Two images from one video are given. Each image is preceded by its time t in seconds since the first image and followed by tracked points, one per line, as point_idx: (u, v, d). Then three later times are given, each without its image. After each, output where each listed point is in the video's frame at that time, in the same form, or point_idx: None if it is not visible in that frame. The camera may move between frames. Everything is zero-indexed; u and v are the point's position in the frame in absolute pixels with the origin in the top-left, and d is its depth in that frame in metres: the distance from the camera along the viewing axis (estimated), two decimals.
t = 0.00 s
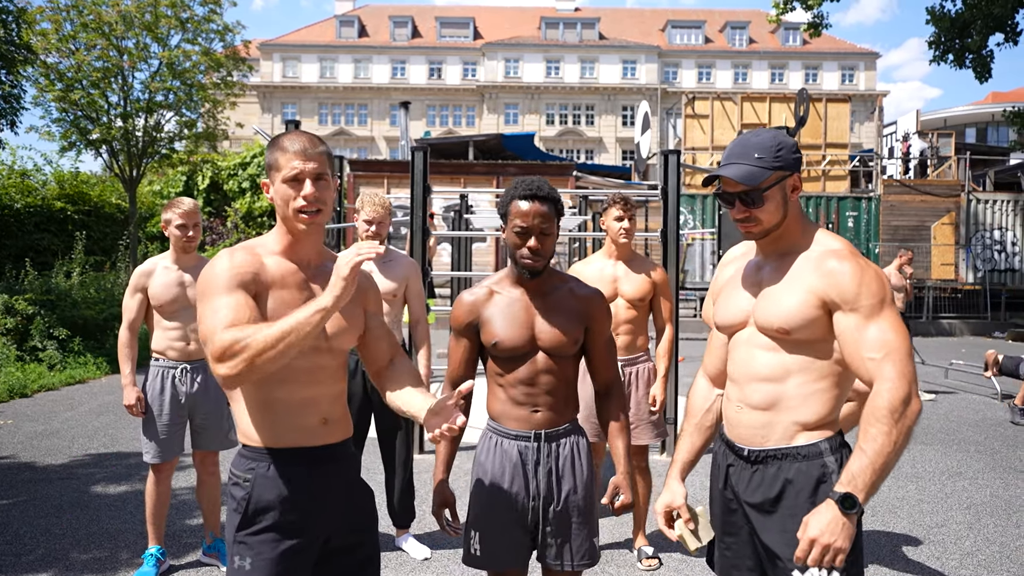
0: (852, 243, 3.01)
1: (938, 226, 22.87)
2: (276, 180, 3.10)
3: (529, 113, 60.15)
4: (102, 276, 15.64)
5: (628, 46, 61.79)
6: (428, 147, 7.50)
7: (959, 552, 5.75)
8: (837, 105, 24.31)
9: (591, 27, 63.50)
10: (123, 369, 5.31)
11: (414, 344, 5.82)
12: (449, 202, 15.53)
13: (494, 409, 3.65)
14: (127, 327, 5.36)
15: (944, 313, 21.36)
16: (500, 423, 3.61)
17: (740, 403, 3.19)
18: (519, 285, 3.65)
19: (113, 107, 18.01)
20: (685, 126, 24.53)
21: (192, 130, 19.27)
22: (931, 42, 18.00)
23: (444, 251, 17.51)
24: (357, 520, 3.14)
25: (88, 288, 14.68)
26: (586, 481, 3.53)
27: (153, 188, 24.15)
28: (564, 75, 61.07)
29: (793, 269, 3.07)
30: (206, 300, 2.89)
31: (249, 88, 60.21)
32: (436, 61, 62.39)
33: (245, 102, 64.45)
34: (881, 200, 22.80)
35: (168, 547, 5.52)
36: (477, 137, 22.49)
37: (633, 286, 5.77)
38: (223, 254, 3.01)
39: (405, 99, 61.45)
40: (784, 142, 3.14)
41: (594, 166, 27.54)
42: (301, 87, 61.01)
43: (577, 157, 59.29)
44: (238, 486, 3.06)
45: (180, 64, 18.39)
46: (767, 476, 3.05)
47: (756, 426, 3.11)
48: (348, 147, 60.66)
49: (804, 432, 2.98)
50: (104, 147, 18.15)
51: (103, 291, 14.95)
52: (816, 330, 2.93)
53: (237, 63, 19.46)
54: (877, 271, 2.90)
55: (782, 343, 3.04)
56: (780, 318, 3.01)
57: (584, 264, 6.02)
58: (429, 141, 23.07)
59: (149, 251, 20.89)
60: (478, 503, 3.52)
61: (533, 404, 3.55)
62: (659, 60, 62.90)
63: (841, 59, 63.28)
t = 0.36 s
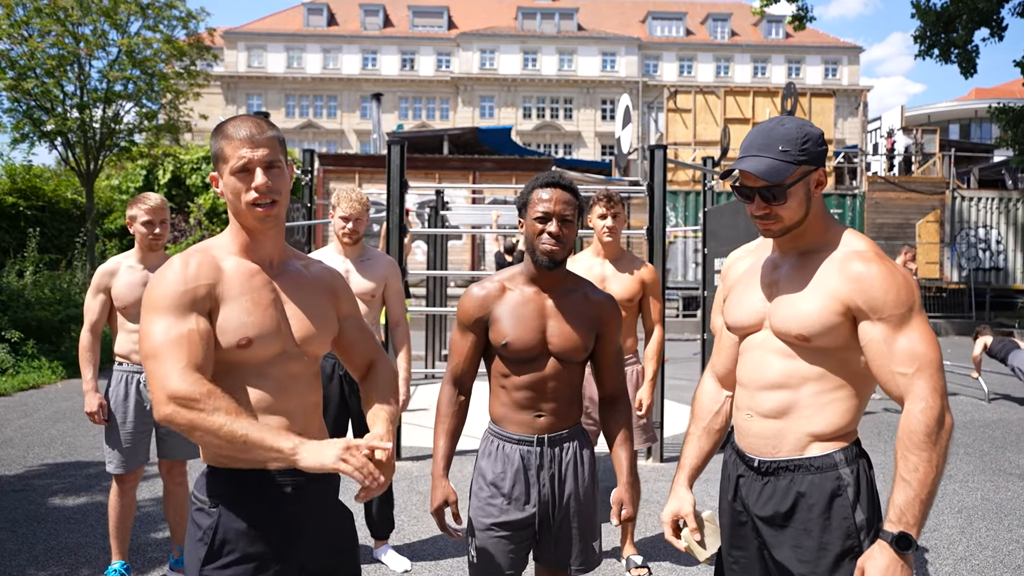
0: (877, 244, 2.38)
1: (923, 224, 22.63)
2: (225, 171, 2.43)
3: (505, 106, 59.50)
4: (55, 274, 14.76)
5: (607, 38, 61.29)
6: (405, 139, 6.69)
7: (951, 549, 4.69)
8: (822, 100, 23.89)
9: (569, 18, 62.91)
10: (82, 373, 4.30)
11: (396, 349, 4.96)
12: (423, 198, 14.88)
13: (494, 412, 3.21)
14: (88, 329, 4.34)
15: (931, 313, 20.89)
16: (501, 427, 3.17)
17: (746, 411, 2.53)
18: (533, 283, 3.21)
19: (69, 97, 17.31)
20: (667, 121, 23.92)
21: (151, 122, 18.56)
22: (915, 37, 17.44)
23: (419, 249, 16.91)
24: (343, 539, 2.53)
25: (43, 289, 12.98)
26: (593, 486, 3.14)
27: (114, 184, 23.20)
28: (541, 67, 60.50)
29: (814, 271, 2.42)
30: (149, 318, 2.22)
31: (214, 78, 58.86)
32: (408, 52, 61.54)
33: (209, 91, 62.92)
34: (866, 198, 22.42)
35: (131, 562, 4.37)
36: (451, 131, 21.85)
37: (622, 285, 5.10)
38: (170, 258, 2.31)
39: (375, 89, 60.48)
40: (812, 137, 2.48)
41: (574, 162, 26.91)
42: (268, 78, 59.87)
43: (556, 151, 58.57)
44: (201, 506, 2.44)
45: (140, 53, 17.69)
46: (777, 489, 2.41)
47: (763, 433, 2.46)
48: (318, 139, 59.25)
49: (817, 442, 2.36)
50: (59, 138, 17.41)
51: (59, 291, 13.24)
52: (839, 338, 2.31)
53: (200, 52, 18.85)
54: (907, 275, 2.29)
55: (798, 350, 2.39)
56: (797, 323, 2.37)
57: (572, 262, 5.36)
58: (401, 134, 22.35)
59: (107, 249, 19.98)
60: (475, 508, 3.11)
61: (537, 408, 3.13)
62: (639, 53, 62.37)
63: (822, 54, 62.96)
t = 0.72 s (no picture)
0: (872, 245, 2.40)
1: (902, 226, 22.69)
2: (198, 168, 2.40)
3: (488, 108, 59.57)
4: (34, 275, 14.58)
5: (590, 39, 61.47)
6: (388, 139, 6.66)
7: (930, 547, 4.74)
8: (803, 103, 24.07)
9: (552, 19, 62.98)
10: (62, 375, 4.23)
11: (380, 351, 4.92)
12: (406, 198, 14.84)
13: (484, 411, 3.20)
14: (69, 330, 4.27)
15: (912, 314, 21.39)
16: (492, 426, 3.17)
17: (740, 411, 2.54)
18: (526, 283, 3.20)
19: (46, 96, 17.11)
20: (649, 122, 24.05)
21: (131, 121, 18.34)
22: (895, 40, 17.61)
23: (403, 250, 16.92)
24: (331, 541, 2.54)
25: (21, 291, 12.78)
26: (579, 488, 3.16)
27: (92, 184, 23.00)
28: (524, 69, 60.56)
29: (809, 274, 2.43)
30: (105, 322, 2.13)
31: (194, 77, 58.45)
32: (391, 52, 61.40)
33: (189, 90, 62.44)
34: (846, 200, 22.63)
35: (112, 565, 4.32)
36: (434, 132, 21.82)
37: (607, 287, 5.11)
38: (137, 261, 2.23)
39: (358, 90, 60.27)
40: (807, 132, 2.51)
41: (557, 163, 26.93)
42: (250, 78, 59.50)
43: (538, 152, 58.62)
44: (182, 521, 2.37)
45: (119, 52, 17.54)
46: (771, 490, 2.41)
47: (756, 434, 2.47)
48: (300, 140, 59.09)
49: (810, 442, 2.37)
50: (36, 137, 17.21)
51: (37, 292, 13.11)
52: (833, 339, 2.32)
53: (181, 50, 18.71)
54: (902, 276, 2.30)
55: (792, 350, 2.41)
56: (791, 324, 2.39)
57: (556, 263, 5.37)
58: (384, 134, 22.30)
59: (85, 250, 19.77)
60: (462, 509, 3.08)
61: (527, 406, 3.13)
62: (622, 55, 62.61)
63: (803, 57, 63.54)
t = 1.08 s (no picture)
0: (848, 244, 2.43)
1: (896, 226, 22.56)
2: (197, 169, 2.38)
3: (484, 108, 59.60)
4: (27, 276, 14.58)
5: (586, 39, 61.54)
6: (381, 140, 6.69)
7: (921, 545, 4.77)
8: (797, 103, 24.12)
9: (547, 19, 63.00)
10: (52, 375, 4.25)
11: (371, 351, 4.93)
12: (401, 198, 14.86)
13: (456, 413, 3.17)
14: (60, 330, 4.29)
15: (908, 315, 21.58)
16: (463, 428, 3.14)
17: (722, 409, 2.56)
18: (493, 281, 3.20)
19: (40, 97, 17.10)
20: (644, 123, 24.10)
21: (126, 121, 18.33)
22: (888, 41, 17.69)
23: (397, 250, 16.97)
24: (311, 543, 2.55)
25: (14, 292, 12.77)
26: (552, 487, 3.15)
27: (87, 185, 23.00)
28: (520, 69, 60.60)
29: (786, 272, 2.46)
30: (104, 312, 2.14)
31: (190, 77, 58.41)
32: (387, 53, 61.40)
33: (184, 91, 62.38)
34: (840, 200, 22.67)
35: (103, 564, 4.33)
36: (429, 132, 21.84)
37: (597, 287, 5.13)
38: (111, 261, 2.25)
39: (353, 90, 60.21)
40: (782, 131, 2.54)
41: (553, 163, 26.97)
42: (245, 78, 59.47)
43: (534, 153, 58.64)
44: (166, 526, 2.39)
45: (114, 52, 17.53)
46: (751, 487, 2.43)
47: (738, 431, 2.49)
48: (296, 140, 59.10)
49: (791, 440, 2.38)
50: (30, 138, 17.19)
51: (31, 292, 13.11)
52: (812, 336, 2.34)
53: (175, 51, 18.73)
54: (879, 274, 2.34)
55: (772, 348, 2.43)
56: (770, 321, 2.41)
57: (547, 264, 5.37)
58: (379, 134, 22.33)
59: (80, 251, 19.76)
60: (439, 513, 3.07)
61: (500, 405, 3.11)
62: (617, 55, 62.67)
63: (798, 57, 63.67)
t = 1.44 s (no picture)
0: (873, 242, 2.43)
1: (946, 224, 22.28)
2: (237, 170, 2.49)
3: (525, 108, 59.73)
4: (82, 277, 15.06)
5: (627, 38, 61.22)
6: (420, 142, 6.77)
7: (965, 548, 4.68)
8: (843, 100, 23.70)
9: (589, 19, 62.82)
10: (104, 371, 4.42)
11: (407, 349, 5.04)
12: (441, 199, 14.99)
13: (461, 412, 3.24)
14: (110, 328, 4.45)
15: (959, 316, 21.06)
16: (468, 427, 3.20)
17: (746, 406, 2.58)
18: (493, 282, 3.29)
19: (94, 103, 17.65)
20: (686, 122, 23.89)
21: (176, 126, 18.82)
22: (938, 34, 17.34)
23: (438, 251, 17.12)
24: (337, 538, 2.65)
25: (70, 292, 13.23)
26: (562, 486, 3.16)
27: (138, 189, 23.69)
28: (561, 69, 60.54)
29: (808, 270, 2.47)
30: (138, 325, 2.22)
31: (237, 82, 59.64)
32: (429, 55, 61.89)
33: (231, 96, 63.70)
34: (888, 198, 22.18)
35: (151, 554, 4.49)
36: (470, 133, 21.96)
37: (629, 287, 5.15)
38: (156, 261, 2.33)
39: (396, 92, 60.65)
40: (802, 130, 2.58)
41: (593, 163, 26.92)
42: (290, 82, 60.49)
43: (576, 153, 58.56)
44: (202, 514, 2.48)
45: (163, 59, 18.03)
46: (775, 483, 2.44)
47: (760, 428, 2.51)
48: (339, 142, 59.93)
49: (814, 436, 2.39)
50: (84, 144, 17.75)
51: (85, 292, 13.56)
52: (834, 334, 2.35)
53: (222, 57, 19.17)
54: (903, 272, 2.33)
55: (794, 346, 2.45)
56: (793, 319, 2.43)
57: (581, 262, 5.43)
58: (421, 137, 22.56)
59: (132, 253, 20.35)
60: (449, 511, 3.12)
61: (504, 406, 3.16)
62: (660, 54, 62.25)
63: (845, 53, 62.56)
